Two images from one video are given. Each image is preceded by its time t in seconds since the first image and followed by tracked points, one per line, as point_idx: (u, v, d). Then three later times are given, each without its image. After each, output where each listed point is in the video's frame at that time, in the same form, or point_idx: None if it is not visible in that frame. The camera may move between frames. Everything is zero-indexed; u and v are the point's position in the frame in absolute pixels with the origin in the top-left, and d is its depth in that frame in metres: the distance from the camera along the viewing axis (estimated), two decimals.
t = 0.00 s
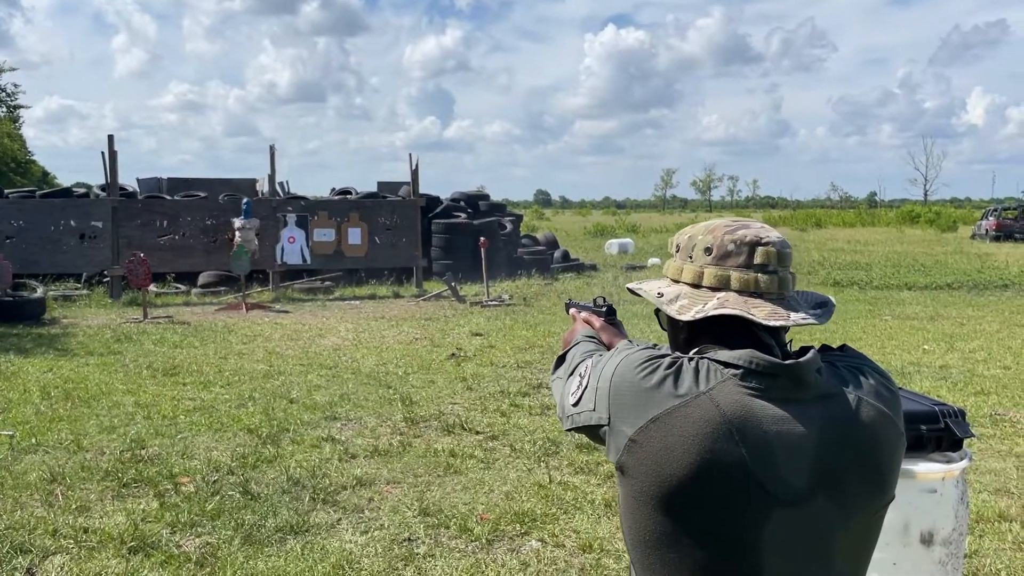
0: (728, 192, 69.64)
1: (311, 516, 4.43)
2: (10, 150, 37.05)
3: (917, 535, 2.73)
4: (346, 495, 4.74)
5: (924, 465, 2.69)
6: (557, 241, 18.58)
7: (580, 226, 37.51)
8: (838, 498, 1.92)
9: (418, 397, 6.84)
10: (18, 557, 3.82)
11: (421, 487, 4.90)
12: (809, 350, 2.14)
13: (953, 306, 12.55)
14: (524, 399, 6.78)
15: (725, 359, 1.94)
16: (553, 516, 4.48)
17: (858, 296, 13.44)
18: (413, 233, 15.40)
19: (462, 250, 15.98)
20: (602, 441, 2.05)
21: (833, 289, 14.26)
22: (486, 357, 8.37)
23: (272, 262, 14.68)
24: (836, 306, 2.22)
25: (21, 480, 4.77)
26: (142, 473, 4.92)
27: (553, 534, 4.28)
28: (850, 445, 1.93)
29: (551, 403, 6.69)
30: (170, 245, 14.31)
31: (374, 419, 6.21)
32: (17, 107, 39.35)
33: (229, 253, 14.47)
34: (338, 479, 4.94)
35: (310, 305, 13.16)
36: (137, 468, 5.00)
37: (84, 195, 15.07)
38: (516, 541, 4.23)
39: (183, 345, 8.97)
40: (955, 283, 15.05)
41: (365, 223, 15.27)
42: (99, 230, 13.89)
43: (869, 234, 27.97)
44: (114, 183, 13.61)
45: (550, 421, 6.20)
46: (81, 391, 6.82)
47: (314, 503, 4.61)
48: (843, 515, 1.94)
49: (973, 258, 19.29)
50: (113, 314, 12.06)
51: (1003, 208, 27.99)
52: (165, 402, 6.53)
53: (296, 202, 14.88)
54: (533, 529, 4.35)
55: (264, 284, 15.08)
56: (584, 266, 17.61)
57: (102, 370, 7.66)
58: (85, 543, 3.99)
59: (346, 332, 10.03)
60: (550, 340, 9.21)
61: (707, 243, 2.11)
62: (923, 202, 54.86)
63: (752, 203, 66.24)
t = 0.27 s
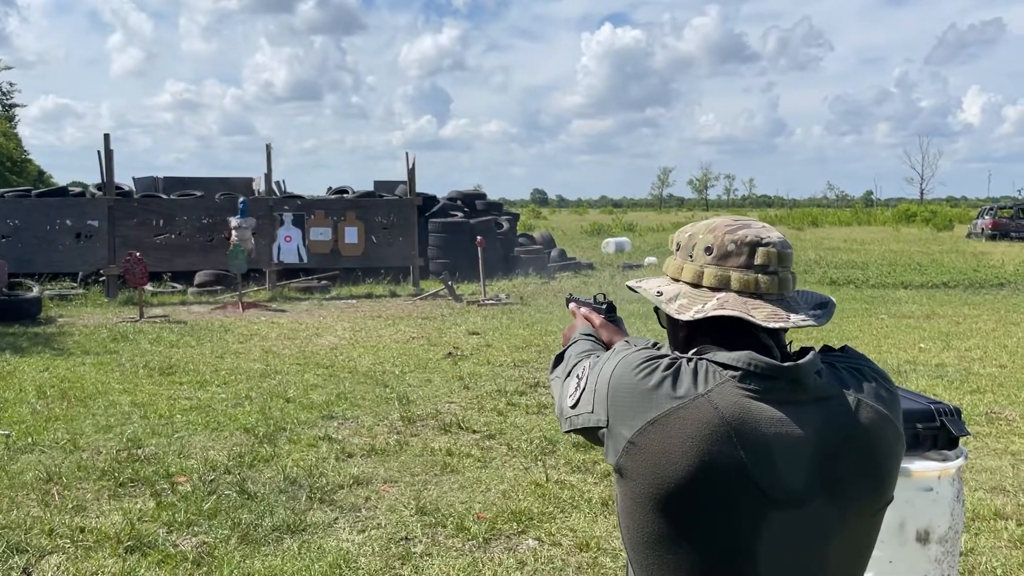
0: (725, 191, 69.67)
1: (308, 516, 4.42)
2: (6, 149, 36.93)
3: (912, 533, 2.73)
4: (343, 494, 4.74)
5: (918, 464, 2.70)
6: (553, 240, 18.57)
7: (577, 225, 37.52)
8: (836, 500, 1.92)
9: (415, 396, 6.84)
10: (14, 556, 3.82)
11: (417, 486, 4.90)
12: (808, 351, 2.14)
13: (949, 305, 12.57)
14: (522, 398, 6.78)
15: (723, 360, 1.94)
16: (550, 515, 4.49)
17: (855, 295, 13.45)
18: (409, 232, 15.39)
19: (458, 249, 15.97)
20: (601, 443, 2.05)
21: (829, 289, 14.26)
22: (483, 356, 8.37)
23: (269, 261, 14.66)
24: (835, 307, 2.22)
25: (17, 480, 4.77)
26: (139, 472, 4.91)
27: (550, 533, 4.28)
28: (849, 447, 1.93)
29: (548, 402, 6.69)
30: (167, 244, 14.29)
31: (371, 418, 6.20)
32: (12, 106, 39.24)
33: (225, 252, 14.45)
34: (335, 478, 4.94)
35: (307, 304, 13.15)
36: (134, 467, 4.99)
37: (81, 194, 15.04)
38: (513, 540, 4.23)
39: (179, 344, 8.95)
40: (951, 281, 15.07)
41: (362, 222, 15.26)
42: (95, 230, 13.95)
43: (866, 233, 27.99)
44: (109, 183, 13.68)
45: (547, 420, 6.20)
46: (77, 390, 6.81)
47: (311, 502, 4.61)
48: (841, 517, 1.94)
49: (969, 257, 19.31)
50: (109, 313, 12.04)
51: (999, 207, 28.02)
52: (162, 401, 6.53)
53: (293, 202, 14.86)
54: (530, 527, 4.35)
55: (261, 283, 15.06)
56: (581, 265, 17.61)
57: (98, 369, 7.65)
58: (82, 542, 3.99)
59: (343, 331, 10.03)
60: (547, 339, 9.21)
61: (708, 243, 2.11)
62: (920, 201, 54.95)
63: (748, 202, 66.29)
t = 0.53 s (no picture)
0: (722, 191, 69.71)
1: (307, 516, 4.42)
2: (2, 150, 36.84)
3: (911, 533, 2.74)
4: (341, 494, 4.73)
5: (916, 464, 2.70)
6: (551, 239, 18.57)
7: (575, 224, 37.52)
8: (848, 499, 1.93)
9: (413, 396, 6.83)
10: (12, 558, 3.81)
11: (416, 487, 4.90)
12: (812, 351, 2.15)
13: (946, 304, 12.59)
14: (520, 398, 6.78)
15: (737, 360, 1.95)
16: (548, 515, 4.49)
17: (852, 295, 13.46)
18: (407, 232, 15.38)
19: (456, 249, 15.97)
20: (612, 447, 2.03)
21: (826, 288, 14.28)
22: (481, 356, 8.37)
23: (266, 262, 14.65)
24: (833, 307, 2.24)
25: (15, 481, 4.76)
26: (136, 473, 4.90)
27: (549, 534, 4.28)
28: (859, 446, 1.95)
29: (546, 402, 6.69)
30: (164, 244, 14.28)
31: (369, 419, 6.20)
32: (9, 106, 39.19)
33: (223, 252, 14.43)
34: (333, 478, 4.94)
35: (304, 304, 13.14)
36: (132, 468, 4.99)
37: (78, 194, 15.01)
38: (512, 541, 4.23)
39: (177, 345, 8.94)
40: (948, 281, 15.09)
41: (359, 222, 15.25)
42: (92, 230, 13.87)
43: (863, 233, 28.02)
44: (106, 183, 13.65)
45: (545, 420, 6.21)
46: (74, 391, 6.80)
47: (309, 503, 4.60)
48: (852, 516, 1.95)
49: (965, 257, 19.34)
50: (106, 314, 12.02)
51: (996, 207, 28.05)
52: (159, 402, 6.52)
53: (290, 202, 14.88)
54: (528, 528, 4.35)
55: (258, 284, 15.05)
56: (578, 265, 17.61)
57: (96, 370, 7.64)
58: (80, 543, 3.98)
59: (341, 331, 10.02)
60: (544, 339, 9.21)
61: (711, 246, 2.11)
62: (916, 200, 55.02)
63: (745, 202, 66.33)
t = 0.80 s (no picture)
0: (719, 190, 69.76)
1: (305, 517, 4.41)
2: None
3: (910, 534, 2.74)
4: (340, 495, 4.73)
5: (916, 463, 2.70)
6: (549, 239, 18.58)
7: (572, 224, 37.53)
8: (849, 496, 1.93)
9: (412, 396, 6.83)
10: (10, 558, 3.81)
11: (414, 487, 4.89)
12: (810, 350, 2.15)
13: (943, 304, 12.60)
14: (518, 398, 6.78)
15: (738, 360, 1.95)
16: (547, 515, 4.49)
17: (849, 294, 13.47)
18: (405, 232, 15.37)
19: (454, 250, 15.97)
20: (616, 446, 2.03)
21: (824, 288, 14.28)
22: (479, 356, 8.37)
23: (263, 262, 14.63)
24: (827, 308, 2.25)
25: (13, 482, 4.75)
26: (134, 474, 4.90)
27: (547, 534, 4.28)
28: (860, 442, 1.95)
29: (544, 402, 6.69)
30: (161, 245, 14.27)
31: (367, 419, 6.20)
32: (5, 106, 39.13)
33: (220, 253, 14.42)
34: (331, 479, 4.93)
35: (302, 304, 13.13)
36: (129, 468, 4.98)
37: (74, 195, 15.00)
38: (510, 541, 4.23)
39: (175, 345, 8.94)
40: (945, 280, 15.12)
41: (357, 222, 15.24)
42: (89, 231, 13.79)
43: (860, 232, 28.05)
44: (103, 183, 13.62)
45: (543, 420, 6.20)
46: (71, 391, 6.79)
47: (308, 503, 4.60)
48: (855, 512, 1.95)
49: (962, 256, 19.36)
50: (103, 314, 12.01)
51: (993, 207, 28.08)
52: (157, 403, 6.51)
53: (288, 202, 14.88)
54: (527, 528, 4.35)
55: (256, 284, 15.04)
56: (576, 265, 17.61)
57: (93, 370, 7.62)
58: (78, 544, 3.97)
59: (339, 332, 10.01)
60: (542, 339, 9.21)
61: (708, 247, 2.11)
62: (913, 200, 55.09)
63: (743, 202, 66.37)
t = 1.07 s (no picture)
0: (716, 190, 69.80)
1: (303, 518, 4.41)
2: None
3: (909, 534, 2.74)
4: (337, 495, 4.73)
5: (915, 463, 2.71)
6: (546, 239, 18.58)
7: (569, 224, 37.54)
8: (848, 495, 1.94)
9: (409, 396, 6.82)
10: (6, 560, 3.80)
11: (412, 487, 4.89)
12: (809, 349, 2.16)
13: (939, 303, 12.62)
14: (515, 398, 6.78)
15: (738, 361, 1.95)
16: (545, 515, 4.49)
17: (846, 294, 13.49)
18: (402, 232, 15.36)
19: (451, 249, 15.96)
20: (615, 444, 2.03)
21: (821, 287, 14.30)
22: (476, 356, 8.37)
23: (260, 262, 14.60)
24: (826, 307, 2.25)
25: (9, 483, 4.74)
26: (131, 475, 4.89)
27: (545, 534, 4.28)
28: (859, 442, 1.95)
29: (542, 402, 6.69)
30: (158, 245, 14.24)
31: (365, 419, 6.20)
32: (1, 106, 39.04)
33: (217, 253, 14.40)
34: (329, 479, 4.93)
35: (299, 304, 13.11)
36: (126, 469, 4.97)
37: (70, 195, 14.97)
38: (508, 541, 4.23)
39: (171, 345, 8.93)
40: (941, 280, 15.14)
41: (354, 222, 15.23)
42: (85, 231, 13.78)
43: (857, 232, 28.09)
44: (99, 183, 13.59)
45: (541, 420, 6.20)
46: (68, 392, 6.78)
47: (305, 504, 4.59)
48: (854, 512, 1.95)
49: (958, 256, 19.40)
50: (99, 315, 11.98)
51: (988, 206, 28.13)
52: (154, 403, 6.51)
53: (284, 202, 14.84)
54: (525, 528, 4.35)
55: (252, 284, 15.02)
56: (573, 265, 17.61)
57: (90, 371, 7.61)
58: (74, 546, 3.97)
59: (336, 332, 10.00)
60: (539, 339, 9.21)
61: (708, 247, 2.11)
62: (909, 200, 55.18)
63: (739, 201, 66.42)
